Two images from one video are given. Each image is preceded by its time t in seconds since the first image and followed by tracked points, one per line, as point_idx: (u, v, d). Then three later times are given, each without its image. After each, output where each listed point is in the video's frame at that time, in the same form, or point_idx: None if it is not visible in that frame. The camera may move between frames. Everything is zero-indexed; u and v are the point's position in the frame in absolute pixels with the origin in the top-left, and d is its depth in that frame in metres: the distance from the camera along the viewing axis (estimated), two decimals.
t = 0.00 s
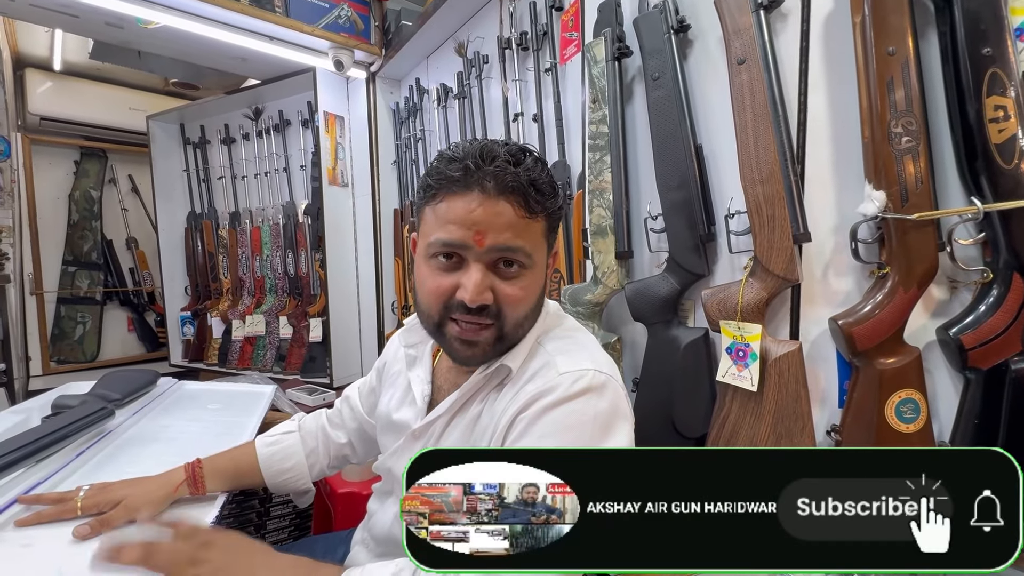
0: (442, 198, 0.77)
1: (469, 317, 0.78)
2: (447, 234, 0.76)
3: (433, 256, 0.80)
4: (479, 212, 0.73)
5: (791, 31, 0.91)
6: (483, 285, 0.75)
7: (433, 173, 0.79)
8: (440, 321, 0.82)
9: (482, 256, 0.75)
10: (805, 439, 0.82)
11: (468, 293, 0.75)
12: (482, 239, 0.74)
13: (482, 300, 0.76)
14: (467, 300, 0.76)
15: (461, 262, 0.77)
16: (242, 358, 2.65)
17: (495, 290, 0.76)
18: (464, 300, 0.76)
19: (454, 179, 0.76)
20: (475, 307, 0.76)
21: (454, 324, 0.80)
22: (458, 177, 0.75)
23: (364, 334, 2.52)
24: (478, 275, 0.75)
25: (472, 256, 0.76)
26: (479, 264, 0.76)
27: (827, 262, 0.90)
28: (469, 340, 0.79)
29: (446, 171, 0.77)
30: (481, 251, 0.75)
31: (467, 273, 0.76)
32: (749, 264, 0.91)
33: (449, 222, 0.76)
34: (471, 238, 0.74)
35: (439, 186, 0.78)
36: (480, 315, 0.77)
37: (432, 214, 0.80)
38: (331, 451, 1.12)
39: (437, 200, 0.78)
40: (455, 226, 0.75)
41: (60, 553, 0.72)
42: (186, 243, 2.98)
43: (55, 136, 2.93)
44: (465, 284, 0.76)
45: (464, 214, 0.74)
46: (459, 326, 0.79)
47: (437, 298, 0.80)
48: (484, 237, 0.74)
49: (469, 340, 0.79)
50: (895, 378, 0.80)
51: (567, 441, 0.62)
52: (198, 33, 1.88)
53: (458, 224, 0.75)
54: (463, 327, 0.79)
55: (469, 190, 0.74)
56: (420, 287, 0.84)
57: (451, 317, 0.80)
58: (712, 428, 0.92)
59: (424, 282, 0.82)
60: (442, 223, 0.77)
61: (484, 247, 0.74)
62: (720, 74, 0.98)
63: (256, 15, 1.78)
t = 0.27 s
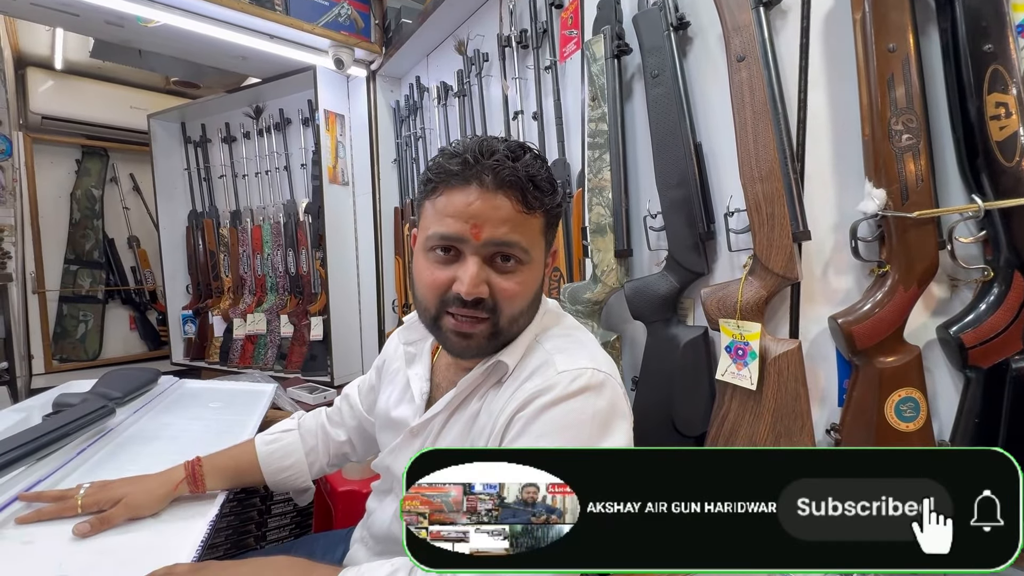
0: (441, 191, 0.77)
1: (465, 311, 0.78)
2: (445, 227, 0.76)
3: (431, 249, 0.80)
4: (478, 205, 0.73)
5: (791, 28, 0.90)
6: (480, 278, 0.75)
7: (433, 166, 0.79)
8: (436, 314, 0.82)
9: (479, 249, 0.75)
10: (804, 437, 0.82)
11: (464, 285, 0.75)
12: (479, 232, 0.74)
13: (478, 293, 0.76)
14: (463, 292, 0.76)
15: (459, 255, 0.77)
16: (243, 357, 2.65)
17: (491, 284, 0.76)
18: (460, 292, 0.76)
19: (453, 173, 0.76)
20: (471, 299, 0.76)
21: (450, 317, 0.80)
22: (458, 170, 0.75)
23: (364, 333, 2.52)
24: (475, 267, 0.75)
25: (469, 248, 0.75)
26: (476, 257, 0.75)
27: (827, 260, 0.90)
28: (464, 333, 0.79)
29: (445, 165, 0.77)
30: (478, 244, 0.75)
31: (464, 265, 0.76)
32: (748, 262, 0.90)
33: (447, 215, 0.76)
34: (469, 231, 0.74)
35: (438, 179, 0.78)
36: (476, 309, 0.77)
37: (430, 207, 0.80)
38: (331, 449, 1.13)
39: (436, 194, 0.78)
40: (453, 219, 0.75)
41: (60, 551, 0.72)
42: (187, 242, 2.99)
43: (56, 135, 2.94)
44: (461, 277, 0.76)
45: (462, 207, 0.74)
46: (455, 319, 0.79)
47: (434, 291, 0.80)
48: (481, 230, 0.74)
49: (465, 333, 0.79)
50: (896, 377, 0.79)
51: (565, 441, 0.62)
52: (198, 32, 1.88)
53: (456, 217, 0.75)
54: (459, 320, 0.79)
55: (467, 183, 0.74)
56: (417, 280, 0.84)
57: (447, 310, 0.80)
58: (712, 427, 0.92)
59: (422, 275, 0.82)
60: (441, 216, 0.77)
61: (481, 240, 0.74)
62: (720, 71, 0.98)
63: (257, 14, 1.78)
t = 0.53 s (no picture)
0: (439, 192, 0.77)
1: (462, 310, 0.78)
2: (442, 228, 0.77)
3: (429, 248, 0.80)
4: (474, 206, 0.73)
5: (791, 26, 0.90)
6: (476, 278, 0.76)
7: (432, 166, 0.80)
8: (435, 313, 0.82)
9: (475, 250, 0.75)
10: (804, 436, 0.82)
11: (461, 286, 0.76)
12: (475, 234, 0.74)
13: (475, 293, 0.76)
14: (460, 293, 0.77)
15: (456, 255, 0.77)
16: (244, 355, 2.66)
17: (487, 284, 0.76)
18: (457, 293, 0.77)
19: (451, 173, 0.76)
20: (468, 300, 0.77)
21: (448, 316, 0.80)
22: (455, 171, 0.75)
23: (365, 331, 2.52)
24: (471, 268, 0.75)
25: (466, 250, 0.76)
26: (472, 258, 0.76)
27: (827, 258, 0.90)
28: (462, 332, 0.80)
29: (444, 165, 0.77)
30: (474, 245, 0.75)
31: (460, 266, 0.76)
32: (749, 260, 0.90)
33: (444, 216, 0.76)
34: (465, 232, 0.74)
35: (437, 179, 0.78)
36: (473, 309, 0.78)
37: (429, 207, 0.80)
38: (331, 447, 1.13)
39: (435, 194, 0.78)
40: (450, 220, 0.75)
41: (61, 548, 0.73)
42: (188, 240, 2.99)
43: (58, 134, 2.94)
44: (458, 277, 0.76)
45: (459, 208, 0.74)
46: (453, 318, 0.80)
47: (432, 291, 0.81)
48: (477, 231, 0.74)
49: (463, 332, 0.79)
50: (897, 376, 0.79)
51: (565, 439, 0.62)
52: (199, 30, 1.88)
53: (452, 218, 0.75)
54: (457, 319, 0.79)
55: (465, 184, 0.74)
56: (417, 279, 0.84)
57: (446, 309, 0.80)
58: (712, 426, 0.92)
59: (421, 273, 0.83)
60: (438, 217, 0.77)
61: (477, 241, 0.74)
62: (720, 70, 0.97)
63: (257, 12, 1.78)
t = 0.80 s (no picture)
0: (441, 189, 0.77)
1: (463, 308, 0.78)
2: (444, 225, 0.76)
3: (430, 246, 0.80)
4: (477, 203, 0.73)
5: (794, 23, 0.90)
6: (477, 276, 0.75)
7: (433, 163, 0.79)
8: (435, 310, 0.82)
9: (477, 247, 0.75)
10: (805, 435, 0.82)
11: (462, 283, 0.76)
12: (477, 231, 0.74)
13: (476, 291, 0.76)
14: (461, 290, 0.76)
15: (458, 253, 0.77)
16: (245, 354, 2.66)
17: (488, 282, 0.76)
18: (457, 290, 0.77)
19: (453, 170, 0.76)
20: (469, 298, 0.76)
21: (448, 314, 0.80)
22: (457, 168, 0.75)
23: (366, 330, 2.52)
24: (473, 266, 0.75)
25: (467, 247, 0.75)
26: (474, 256, 0.75)
27: (829, 257, 0.90)
28: (463, 330, 0.80)
29: (445, 162, 0.77)
30: (476, 243, 0.75)
31: (462, 263, 0.76)
32: (750, 259, 0.90)
33: (446, 214, 0.76)
34: (467, 230, 0.74)
35: (438, 176, 0.78)
36: (474, 306, 0.77)
37: (430, 204, 0.80)
38: (332, 445, 1.13)
39: (436, 191, 0.78)
40: (452, 217, 0.75)
41: (63, 546, 0.73)
42: (189, 239, 2.99)
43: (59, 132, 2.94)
44: (459, 275, 0.76)
45: (461, 205, 0.74)
46: (453, 316, 0.79)
47: (433, 288, 0.81)
48: (479, 229, 0.74)
49: (464, 329, 0.79)
50: (898, 375, 0.79)
51: (566, 439, 0.62)
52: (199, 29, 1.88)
53: (454, 215, 0.75)
54: (458, 317, 0.79)
55: (467, 181, 0.74)
56: (417, 276, 0.84)
57: (446, 308, 0.80)
58: (713, 424, 0.92)
59: (422, 271, 0.82)
60: (440, 214, 0.77)
61: (479, 239, 0.74)
62: (722, 68, 0.97)
63: (258, 11, 1.77)
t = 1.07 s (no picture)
0: (452, 181, 0.77)
1: (471, 301, 0.77)
2: (454, 217, 0.76)
3: (440, 238, 0.79)
4: (489, 195, 0.73)
5: (800, 18, 0.89)
6: (486, 269, 0.75)
7: (445, 155, 0.79)
8: (442, 303, 0.81)
9: (487, 240, 0.75)
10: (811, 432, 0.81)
11: (471, 275, 0.75)
12: (488, 223, 0.73)
13: (485, 284, 0.75)
14: (470, 284, 0.76)
15: (467, 245, 0.77)
16: (246, 352, 2.66)
17: (497, 275, 0.76)
18: (466, 283, 0.76)
19: (465, 162, 0.76)
20: (477, 291, 0.76)
21: (456, 307, 0.80)
22: (470, 160, 0.75)
23: (367, 328, 2.52)
24: (482, 258, 0.75)
25: (478, 240, 0.75)
26: (484, 248, 0.75)
27: (835, 253, 0.89)
28: (470, 323, 0.79)
29: (457, 154, 0.77)
30: (486, 235, 0.74)
31: (471, 256, 0.76)
32: (756, 255, 0.89)
33: (457, 206, 0.75)
34: (478, 222, 0.74)
35: (450, 168, 0.78)
36: (482, 300, 0.77)
37: (441, 196, 0.79)
38: (336, 442, 1.13)
39: (447, 183, 0.77)
40: (463, 209, 0.75)
41: (66, 542, 0.73)
42: (190, 236, 2.99)
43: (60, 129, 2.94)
44: (468, 267, 0.76)
45: (473, 197, 0.74)
46: (461, 308, 0.79)
47: (441, 280, 0.80)
48: (490, 221, 0.73)
49: (470, 323, 0.79)
50: (903, 372, 0.79)
51: (572, 435, 0.62)
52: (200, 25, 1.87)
53: (466, 207, 0.74)
54: (465, 310, 0.79)
55: (479, 174, 0.74)
56: (425, 269, 0.84)
57: (454, 301, 0.80)
58: (718, 421, 0.92)
59: (430, 263, 0.82)
60: (450, 206, 0.77)
61: (489, 232, 0.74)
62: (727, 63, 0.97)
63: (259, 6, 1.77)
